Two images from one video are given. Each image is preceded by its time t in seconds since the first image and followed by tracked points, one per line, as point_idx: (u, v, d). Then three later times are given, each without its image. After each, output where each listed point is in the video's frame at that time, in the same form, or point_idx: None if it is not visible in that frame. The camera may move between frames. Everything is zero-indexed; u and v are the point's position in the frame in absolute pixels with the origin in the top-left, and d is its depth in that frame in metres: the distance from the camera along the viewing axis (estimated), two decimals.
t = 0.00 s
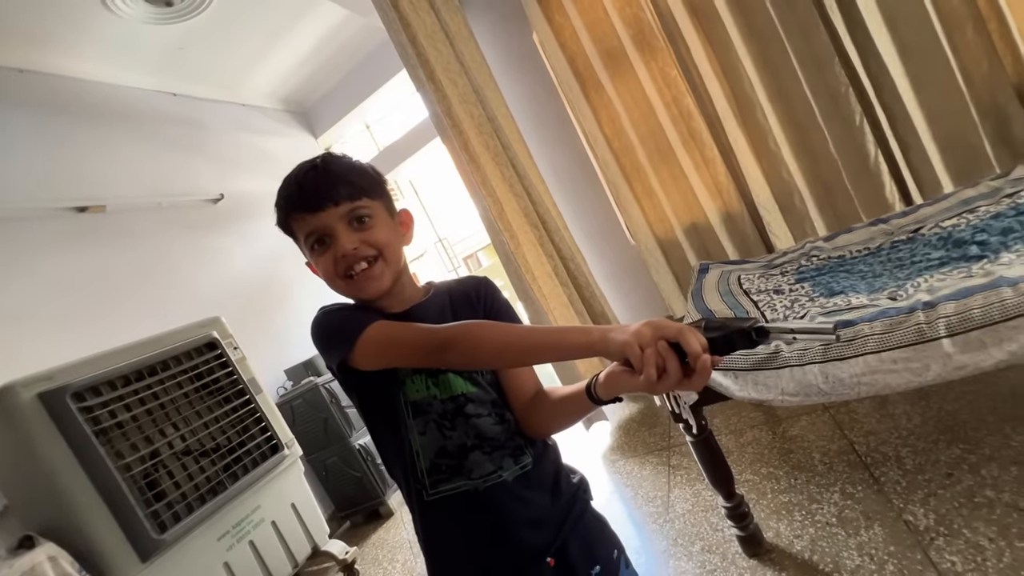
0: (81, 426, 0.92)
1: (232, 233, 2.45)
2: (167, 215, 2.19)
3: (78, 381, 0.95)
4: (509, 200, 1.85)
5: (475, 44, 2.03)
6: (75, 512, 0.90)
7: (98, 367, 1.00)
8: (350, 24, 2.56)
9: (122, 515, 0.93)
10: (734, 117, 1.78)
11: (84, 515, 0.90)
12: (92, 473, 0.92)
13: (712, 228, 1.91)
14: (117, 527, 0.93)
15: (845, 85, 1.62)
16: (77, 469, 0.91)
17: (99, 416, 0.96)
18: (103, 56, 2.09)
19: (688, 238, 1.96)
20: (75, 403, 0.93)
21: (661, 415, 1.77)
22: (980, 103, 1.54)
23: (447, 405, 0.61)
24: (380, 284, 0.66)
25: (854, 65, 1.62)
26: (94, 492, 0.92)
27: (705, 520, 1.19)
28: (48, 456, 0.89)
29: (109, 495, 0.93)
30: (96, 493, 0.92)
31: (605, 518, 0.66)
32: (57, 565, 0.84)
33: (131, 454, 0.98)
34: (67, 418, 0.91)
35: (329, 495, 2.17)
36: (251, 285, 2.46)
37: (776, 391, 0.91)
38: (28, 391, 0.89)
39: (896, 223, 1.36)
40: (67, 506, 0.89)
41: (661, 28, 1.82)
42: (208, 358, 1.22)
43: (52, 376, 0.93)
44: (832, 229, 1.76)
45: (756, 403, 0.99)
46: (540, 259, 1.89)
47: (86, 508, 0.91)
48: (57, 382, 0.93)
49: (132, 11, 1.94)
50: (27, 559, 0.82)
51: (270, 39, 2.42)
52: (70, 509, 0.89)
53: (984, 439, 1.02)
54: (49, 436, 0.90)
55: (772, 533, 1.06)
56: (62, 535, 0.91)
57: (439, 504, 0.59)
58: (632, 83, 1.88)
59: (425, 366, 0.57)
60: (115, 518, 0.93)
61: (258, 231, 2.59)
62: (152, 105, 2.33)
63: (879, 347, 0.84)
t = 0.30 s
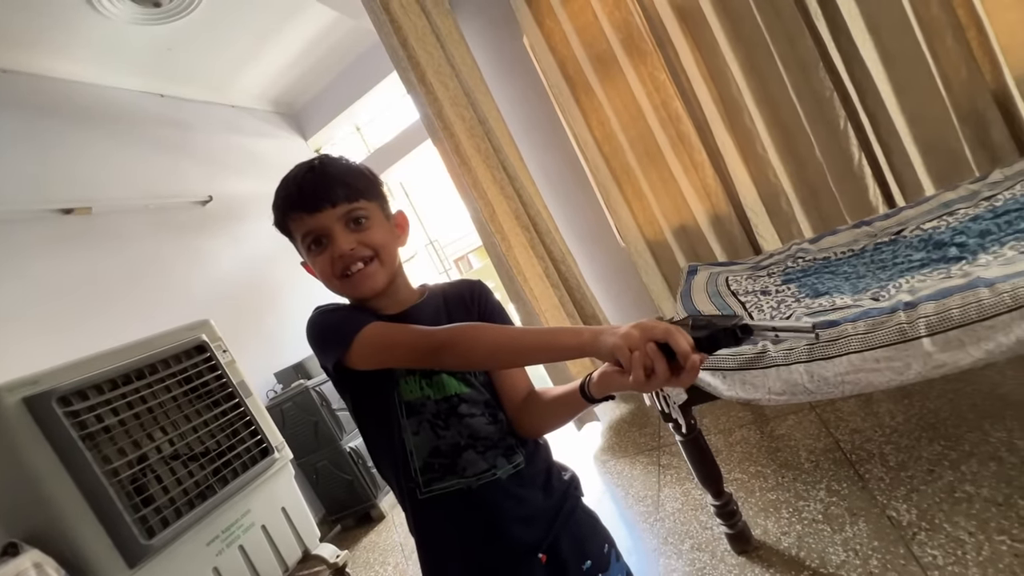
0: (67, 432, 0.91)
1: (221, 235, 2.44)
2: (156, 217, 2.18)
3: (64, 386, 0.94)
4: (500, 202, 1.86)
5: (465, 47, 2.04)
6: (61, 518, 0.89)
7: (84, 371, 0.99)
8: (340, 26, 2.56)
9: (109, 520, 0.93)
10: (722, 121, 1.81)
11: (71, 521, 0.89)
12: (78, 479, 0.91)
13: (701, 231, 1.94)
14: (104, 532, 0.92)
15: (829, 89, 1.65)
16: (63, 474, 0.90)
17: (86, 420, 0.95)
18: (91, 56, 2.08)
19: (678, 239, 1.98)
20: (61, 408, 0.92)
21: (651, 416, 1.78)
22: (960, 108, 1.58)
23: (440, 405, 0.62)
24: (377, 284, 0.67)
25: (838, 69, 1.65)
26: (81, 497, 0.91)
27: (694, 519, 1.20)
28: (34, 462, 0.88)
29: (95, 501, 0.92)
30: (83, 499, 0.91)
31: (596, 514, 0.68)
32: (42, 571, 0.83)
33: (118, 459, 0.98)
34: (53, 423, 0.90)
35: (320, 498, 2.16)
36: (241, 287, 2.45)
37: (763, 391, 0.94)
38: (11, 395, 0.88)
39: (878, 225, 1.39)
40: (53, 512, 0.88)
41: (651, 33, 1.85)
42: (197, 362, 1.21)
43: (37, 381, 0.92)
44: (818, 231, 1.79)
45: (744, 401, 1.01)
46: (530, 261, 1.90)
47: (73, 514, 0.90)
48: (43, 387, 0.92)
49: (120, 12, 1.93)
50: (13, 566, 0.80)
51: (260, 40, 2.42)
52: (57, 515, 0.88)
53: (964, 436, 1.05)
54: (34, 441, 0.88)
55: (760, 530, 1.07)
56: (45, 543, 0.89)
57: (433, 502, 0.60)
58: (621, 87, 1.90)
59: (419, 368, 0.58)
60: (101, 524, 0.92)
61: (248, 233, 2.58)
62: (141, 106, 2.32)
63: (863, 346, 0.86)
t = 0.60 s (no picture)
0: (57, 430, 0.91)
1: (214, 233, 2.43)
2: (148, 215, 2.17)
3: (54, 383, 0.94)
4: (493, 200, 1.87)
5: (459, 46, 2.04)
6: (51, 516, 0.89)
7: (74, 368, 1.00)
8: (333, 24, 2.56)
9: (99, 517, 0.93)
10: (714, 120, 1.82)
11: (60, 518, 0.90)
12: (68, 477, 0.91)
13: (694, 230, 1.95)
14: (94, 530, 0.92)
15: (820, 91, 1.67)
16: (53, 472, 0.90)
17: (75, 418, 0.95)
18: (84, 53, 2.07)
19: (670, 239, 2.00)
20: (51, 405, 0.92)
21: (644, 414, 1.80)
22: (948, 110, 1.60)
23: (432, 398, 0.62)
24: (372, 279, 0.67)
25: (829, 71, 1.67)
26: (71, 495, 0.91)
27: (684, 515, 1.22)
28: (24, 459, 0.88)
29: (86, 499, 0.92)
30: (73, 496, 0.91)
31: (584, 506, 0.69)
32: (31, 569, 0.83)
33: (109, 457, 0.98)
34: (41, 421, 0.90)
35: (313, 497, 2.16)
36: (234, 285, 2.45)
37: (751, 387, 0.94)
38: None
39: (866, 225, 1.41)
40: (43, 509, 0.88)
41: (644, 33, 1.86)
42: (188, 360, 1.22)
43: (27, 378, 0.92)
44: (808, 231, 1.81)
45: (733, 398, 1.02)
46: (524, 259, 1.91)
47: (63, 511, 0.90)
48: (33, 384, 0.92)
49: (111, 8, 1.92)
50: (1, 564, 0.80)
51: (254, 38, 2.41)
52: (47, 512, 0.89)
53: (948, 432, 1.07)
54: (23, 439, 0.88)
55: (748, 525, 1.09)
56: (34, 541, 0.89)
57: (424, 494, 0.60)
58: (614, 87, 1.91)
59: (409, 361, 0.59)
60: (91, 522, 0.92)
61: (241, 231, 2.57)
62: (133, 103, 2.31)
63: (848, 344, 0.88)
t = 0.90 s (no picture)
0: (45, 431, 0.91)
1: (207, 233, 2.42)
2: (141, 214, 2.17)
3: (43, 384, 0.94)
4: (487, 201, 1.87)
5: (455, 47, 2.05)
6: (39, 517, 0.88)
7: (63, 369, 0.99)
8: (328, 24, 2.55)
9: (88, 519, 0.92)
10: (708, 123, 1.83)
11: (50, 519, 0.89)
12: (57, 478, 0.91)
13: (688, 232, 1.96)
14: (84, 531, 0.92)
15: (813, 94, 1.67)
16: (42, 473, 0.90)
17: (64, 419, 0.94)
18: (77, 51, 2.06)
19: (664, 241, 2.00)
20: (39, 406, 0.92)
21: (636, 415, 1.80)
22: (940, 114, 1.61)
23: (418, 403, 0.62)
24: (367, 283, 0.67)
25: (822, 74, 1.68)
26: (60, 497, 0.91)
27: (675, 516, 1.22)
28: (12, 461, 0.87)
29: (75, 500, 0.92)
30: (62, 498, 0.91)
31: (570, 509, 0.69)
32: (18, 571, 0.82)
33: (98, 458, 0.97)
34: (30, 423, 0.90)
35: (306, 498, 2.16)
36: (228, 285, 2.44)
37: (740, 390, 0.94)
38: None
39: (857, 228, 1.42)
40: (32, 510, 0.88)
41: (638, 35, 1.86)
42: (180, 360, 1.21)
43: (15, 378, 0.92)
44: (801, 233, 1.82)
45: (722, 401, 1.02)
46: (518, 260, 1.91)
47: (52, 512, 0.89)
48: (21, 385, 0.92)
49: (103, 6, 1.91)
50: None
51: (248, 37, 2.41)
52: (35, 514, 0.88)
53: (936, 434, 1.08)
54: (11, 440, 0.88)
55: (738, 527, 1.09)
56: (23, 542, 0.88)
57: (408, 498, 0.61)
58: (609, 89, 1.92)
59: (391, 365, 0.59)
60: (81, 523, 0.92)
61: (235, 231, 2.57)
62: (126, 102, 2.30)
63: (836, 347, 0.89)
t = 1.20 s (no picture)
0: (42, 430, 0.91)
1: (205, 232, 2.42)
2: (139, 214, 2.16)
3: (39, 383, 0.94)
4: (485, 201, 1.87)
5: (453, 47, 2.05)
6: (35, 516, 0.89)
7: (60, 368, 0.99)
8: (327, 24, 2.55)
9: (84, 518, 0.92)
10: (706, 124, 1.84)
11: (45, 518, 0.89)
12: (53, 478, 0.91)
13: (685, 233, 1.96)
14: (79, 530, 0.92)
15: (810, 95, 1.68)
16: (38, 472, 0.90)
17: (60, 418, 0.94)
18: (74, 50, 2.06)
19: (662, 241, 2.00)
20: (35, 405, 0.92)
21: (633, 416, 1.80)
22: (937, 117, 1.61)
23: (412, 402, 0.63)
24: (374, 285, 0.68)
25: (820, 76, 1.68)
26: (56, 495, 0.91)
27: (671, 516, 1.22)
28: (7, 460, 0.87)
29: (71, 500, 0.92)
30: (57, 497, 0.91)
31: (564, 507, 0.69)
32: (13, 570, 0.83)
33: (94, 457, 0.97)
34: (25, 421, 0.90)
35: (303, 498, 2.15)
36: (225, 285, 2.44)
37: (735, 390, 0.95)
38: None
39: (853, 229, 1.42)
40: (27, 508, 0.88)
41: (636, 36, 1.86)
42: (177, 359, 1.21)
43: (11, 377, 0.92)
44: (798, 235, 1.82)
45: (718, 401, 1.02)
46: (515, 260, 1.92)
47: (48, 511, 0.90)
48: (17, 384, 0.92)
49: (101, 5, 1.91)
50: None
51: (246, 36, 2.41)
52: (32, 513, 0.88)
53: (930, 435, 1.08)
54: (7, 439, 0.88)
55: (733, 527, 1.10)
56: (19, 541, 0.89)
57: (403, 498, 0.61)
58: (607, 89, 1.92)
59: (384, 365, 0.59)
60: (76, 522, 0.92)
61: (232, 230, 2.57)
62: (124, 101, 2.29)
63: (830, 347, 0.89)
